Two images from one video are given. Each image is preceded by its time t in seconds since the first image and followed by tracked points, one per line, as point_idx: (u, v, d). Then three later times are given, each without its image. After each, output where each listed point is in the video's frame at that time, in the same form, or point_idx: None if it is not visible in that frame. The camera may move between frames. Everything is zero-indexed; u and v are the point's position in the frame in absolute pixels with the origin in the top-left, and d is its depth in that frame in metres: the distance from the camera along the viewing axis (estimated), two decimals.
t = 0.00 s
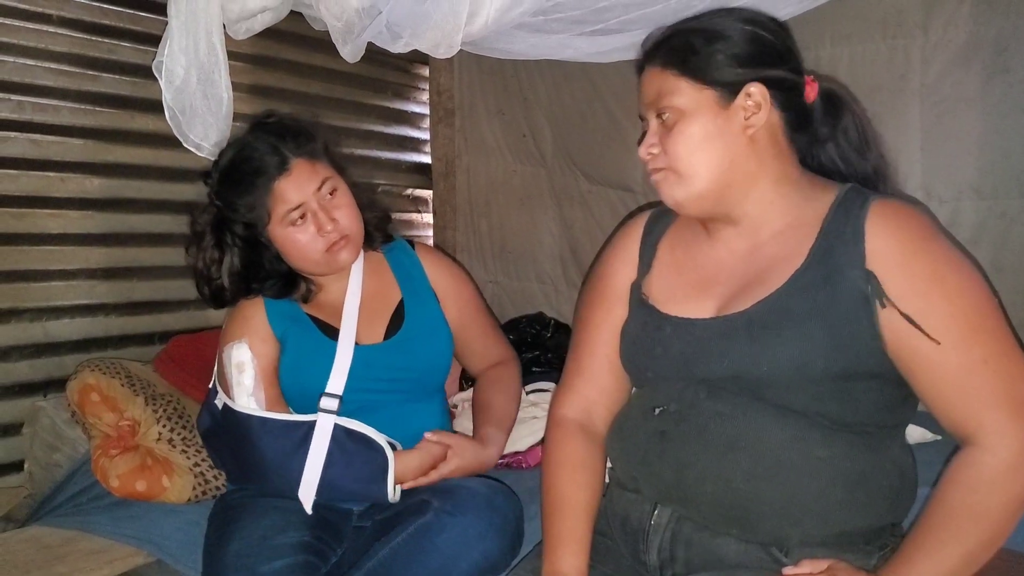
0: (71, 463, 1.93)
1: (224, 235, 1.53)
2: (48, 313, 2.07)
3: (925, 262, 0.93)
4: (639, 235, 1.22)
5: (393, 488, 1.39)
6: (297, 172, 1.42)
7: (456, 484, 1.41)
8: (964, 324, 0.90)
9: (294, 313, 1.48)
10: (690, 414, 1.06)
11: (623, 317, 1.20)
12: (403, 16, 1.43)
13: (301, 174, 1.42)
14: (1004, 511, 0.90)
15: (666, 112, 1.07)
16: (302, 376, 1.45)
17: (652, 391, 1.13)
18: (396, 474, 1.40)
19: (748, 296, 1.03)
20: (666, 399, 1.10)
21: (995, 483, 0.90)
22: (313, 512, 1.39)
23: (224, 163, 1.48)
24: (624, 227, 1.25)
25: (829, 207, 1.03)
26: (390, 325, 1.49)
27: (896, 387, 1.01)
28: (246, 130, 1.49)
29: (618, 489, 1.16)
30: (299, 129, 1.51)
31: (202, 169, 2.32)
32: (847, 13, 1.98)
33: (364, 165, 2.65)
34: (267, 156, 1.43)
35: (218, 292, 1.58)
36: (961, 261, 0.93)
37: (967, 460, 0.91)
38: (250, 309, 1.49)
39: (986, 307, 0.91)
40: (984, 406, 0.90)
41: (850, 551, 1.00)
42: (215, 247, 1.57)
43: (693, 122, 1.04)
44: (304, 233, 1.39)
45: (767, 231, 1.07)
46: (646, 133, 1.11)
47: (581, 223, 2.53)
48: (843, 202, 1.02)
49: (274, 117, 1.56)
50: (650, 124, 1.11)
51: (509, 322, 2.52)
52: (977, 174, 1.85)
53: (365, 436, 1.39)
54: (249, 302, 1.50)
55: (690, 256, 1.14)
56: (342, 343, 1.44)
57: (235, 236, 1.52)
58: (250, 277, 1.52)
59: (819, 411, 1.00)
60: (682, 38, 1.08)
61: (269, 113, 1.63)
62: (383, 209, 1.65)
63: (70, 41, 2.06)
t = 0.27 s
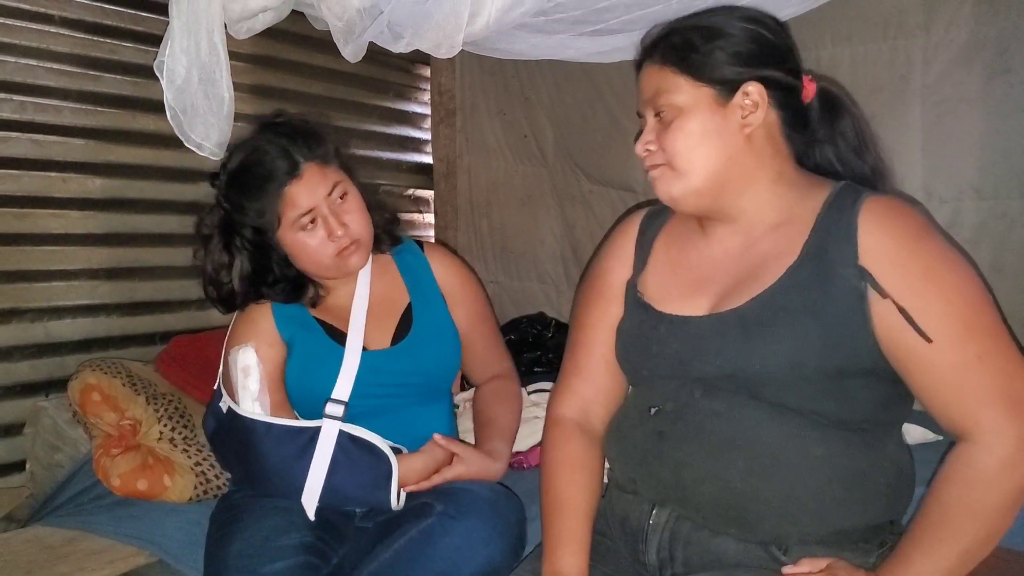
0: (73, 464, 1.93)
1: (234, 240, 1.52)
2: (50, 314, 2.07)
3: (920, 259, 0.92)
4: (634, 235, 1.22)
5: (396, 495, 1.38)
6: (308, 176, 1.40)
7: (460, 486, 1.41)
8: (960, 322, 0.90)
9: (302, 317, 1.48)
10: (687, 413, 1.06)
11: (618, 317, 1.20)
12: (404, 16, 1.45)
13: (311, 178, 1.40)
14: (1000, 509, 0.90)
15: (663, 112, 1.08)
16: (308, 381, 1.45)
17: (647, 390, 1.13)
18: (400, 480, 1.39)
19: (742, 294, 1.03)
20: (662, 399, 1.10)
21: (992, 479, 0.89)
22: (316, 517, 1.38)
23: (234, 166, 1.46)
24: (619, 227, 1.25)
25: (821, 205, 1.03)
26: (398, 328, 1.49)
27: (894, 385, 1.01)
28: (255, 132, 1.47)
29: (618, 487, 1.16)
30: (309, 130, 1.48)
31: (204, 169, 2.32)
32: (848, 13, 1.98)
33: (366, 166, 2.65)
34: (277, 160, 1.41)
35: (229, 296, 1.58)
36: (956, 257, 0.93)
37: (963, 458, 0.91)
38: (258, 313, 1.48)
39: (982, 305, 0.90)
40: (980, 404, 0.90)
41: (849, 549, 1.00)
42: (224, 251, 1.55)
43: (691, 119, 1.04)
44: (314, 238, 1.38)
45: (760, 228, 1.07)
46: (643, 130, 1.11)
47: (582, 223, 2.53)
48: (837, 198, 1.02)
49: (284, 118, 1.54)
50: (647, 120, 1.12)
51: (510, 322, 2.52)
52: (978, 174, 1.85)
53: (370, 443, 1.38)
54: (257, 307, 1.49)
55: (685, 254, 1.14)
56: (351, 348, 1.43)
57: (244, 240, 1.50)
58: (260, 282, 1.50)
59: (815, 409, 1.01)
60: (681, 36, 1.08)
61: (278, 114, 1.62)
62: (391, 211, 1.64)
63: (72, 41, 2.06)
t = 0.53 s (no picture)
0: (74, 464, 1.93)
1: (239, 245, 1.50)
2: (51, 314, 2.07)
3: (909, 253, 0.92)
4: (629, 235, 1.21)
5: (401, 503, 1.38)
6: (316, 180, 1.40)
7: (463, 488, 1.41)
8: (952, 317, 0.89)
9: (309, 320, 1.47)
10: (683, 412, 1.06)
11: (613, 317, 1.20)
12: (405, 16, 1.44)
13: (318, 182, 1.39)
14: (993, 505, 0.90)
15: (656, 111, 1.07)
16: (315, 384, 1.45)
17: (643, 389, 1.13)
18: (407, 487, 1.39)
19: (733, 292, 1.03)
20: (657, 398, 1.10)
21: (985, 474, 0.89)
22: (321, 521, 1.38)
23: (239, 171, 1.45)
24: (614, 228, 1.24)
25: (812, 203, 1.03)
26: (405, 331, 1.49)
27: (891, 382, 1.01)
28: (259, 136, 1.46)
29: (617, 487, 1.16)
30: (314, 133, 1.47)
31: (205, 169, 2.32)
32: (849, 13, 1.98)
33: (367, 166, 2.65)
34: (282, 164, 1.40)
35: (235, 302, 1.53)
36: (945, 250, 0.93)
37: (956, 451, 0.91)
38: (265, 315, 1.47)
39: (974, 300, 0.90)
40: (973, 398, 0.89)
41: (848, 548, 1.00)
42: (231, 257, 1.53)
43: (681, 119, 1.04)
44: (323, 242, 1.38)
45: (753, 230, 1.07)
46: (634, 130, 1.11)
47: (583, 223, 2.53)
48: (827, 196, 1.01)
49: (288, 120, 1.52)
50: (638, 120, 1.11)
51: (511, 322, 2.52)
52: (979, 174, 1.85)
53: (376, 448, 1.38)
54: (264, 312, 1.48)
55: (680, 254, 1.14)
56: (359, 351, 1.43)
57: (251, 245, 1.48)
58: (266, 287, 1.48)
59: (809, 405, 1.00)
60: (670, 36, 1.07)
61: (281, 116, 1.61)
62: (397, 213, 1.64)
63: (73, 42, 2.06)
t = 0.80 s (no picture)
0: (75, 464, 1.93)
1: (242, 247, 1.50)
2: (53, 314, 2.07)
3: (902, 247, 0.93)
4: (623, 237, 1.21)
5: (402, 504, 1.38)
6: (318, 182, 1.39)
7: (463, 488, 1.40)
8: (940, 306, 0.90)
9: (309, 322, 1.47)
10: (682, 409, 1.07)
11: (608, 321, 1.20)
12: (407, 16, 1.43)
13: (321, 184, 1.39)
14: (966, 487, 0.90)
15: (707, 110, 1.02)
16: (316, 386, 1.45)
17: (641, 387, 1.14)
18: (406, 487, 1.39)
19: (728, 291, 1.03)
20: (656, 396, 1.11)
21: (960, 461, 0.89)
22: (321, 522, 1.38)
23: (242, 172, 1.45)
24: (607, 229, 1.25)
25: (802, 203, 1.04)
26: (406, 332, 1.49)
27: (889, 380, 1.01)
28: (262, 137, 1.45)
29: (618, 486, 1.16)
30: (316, 134, 1.47)
31: (206, 169, 2.33)
32: (851, 14, 1.98)
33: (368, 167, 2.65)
34: (285, 166, 1.40)
35: (238, 304, 1.52)
36: (941, 249, 0.94)
37: (933, 437, 0.91)
38: (266, 317, 1.47)
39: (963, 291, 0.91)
40: (955, 388, 0.90)
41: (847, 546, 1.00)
42: (234, 258, 1.53)
43: (743, 125, 1.00)
44: (325, 245, 1.38)
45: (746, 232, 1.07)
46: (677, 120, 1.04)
47: (584, 223, 2.53)
48: (820, 195, 1.02)
49: (291, 120, 1.52)
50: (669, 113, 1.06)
51: (512, 322, 2.52)
52: (981, 174, 1.84)
53: (376, 449, 1.38)
54: (266, 313, 1.48)
55: (679, 253, 1.13)
56: (360, 353, 1.43)
57: (254, 247, 1.48)
58: (269, 289, 1.48)
59: (807, 403, 1.01)
60: (743, 34, 1.03)
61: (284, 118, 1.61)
62: (399, 214, 1.64)
63: (75, 42, 2.06)
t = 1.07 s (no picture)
0: (77, 463, 1.93)
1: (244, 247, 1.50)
2: (55, 314, 2.07)
3: (879, 252, 0.90)
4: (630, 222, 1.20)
5: (402, 503, 1.38)
6: (319, 184, 1.39)
7: (465, 488, 1.41)
8: (905, 309, 0.89)
9: (312, 322, 1.47)
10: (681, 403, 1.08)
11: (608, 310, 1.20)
12: (408, 16, 1.43)
13: (322, 185, 1.39)
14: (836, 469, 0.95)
15: (742, 118, 1.00)
16: (317, 387, 1.45)
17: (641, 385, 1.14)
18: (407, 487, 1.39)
19: (723, 294, 1.02)
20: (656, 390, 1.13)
21: (826, 447, 0.93)
22: (322, 521, 1.38)
23: (243, 174, 1.45)
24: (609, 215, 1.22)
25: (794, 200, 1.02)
26: (408, 332, 1.49)
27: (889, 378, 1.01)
28: (263, 138, 1.45)
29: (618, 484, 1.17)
30: (318, 135, 1.47)
31: (208, 169, 2.33)
32: (853, 14, 1.98)
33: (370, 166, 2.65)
34: (287, 167, 1.40)
35: (240, 305, 1.54)
36: (918, 261, 0.91)
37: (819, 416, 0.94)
38: (269, 318, 1.48)
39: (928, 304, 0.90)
40: (866, 387, 0.91)
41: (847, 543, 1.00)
42: (235, 259, 1.53)
43: (772, 138, 0.99)
44: (328, 246, 1.38)
45: (745, 228, 1.06)
46: (706, 123, 1.01)
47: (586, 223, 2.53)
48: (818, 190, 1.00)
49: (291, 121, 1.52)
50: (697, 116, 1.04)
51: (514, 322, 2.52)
52: (983, 174, 1.84)
53: (378, 449, 1.38)
54: (268, 314, 1.48)
55: (677, 250, 1.12)
56: (361, 354, 1.43)
57: (256, 248, 1.48)
58: (271, 289, 1.49)
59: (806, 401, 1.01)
60: (785, 43, 0.99)
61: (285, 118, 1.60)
62: (401, 214, 1.64)
63: (77, 42, 2.06)
